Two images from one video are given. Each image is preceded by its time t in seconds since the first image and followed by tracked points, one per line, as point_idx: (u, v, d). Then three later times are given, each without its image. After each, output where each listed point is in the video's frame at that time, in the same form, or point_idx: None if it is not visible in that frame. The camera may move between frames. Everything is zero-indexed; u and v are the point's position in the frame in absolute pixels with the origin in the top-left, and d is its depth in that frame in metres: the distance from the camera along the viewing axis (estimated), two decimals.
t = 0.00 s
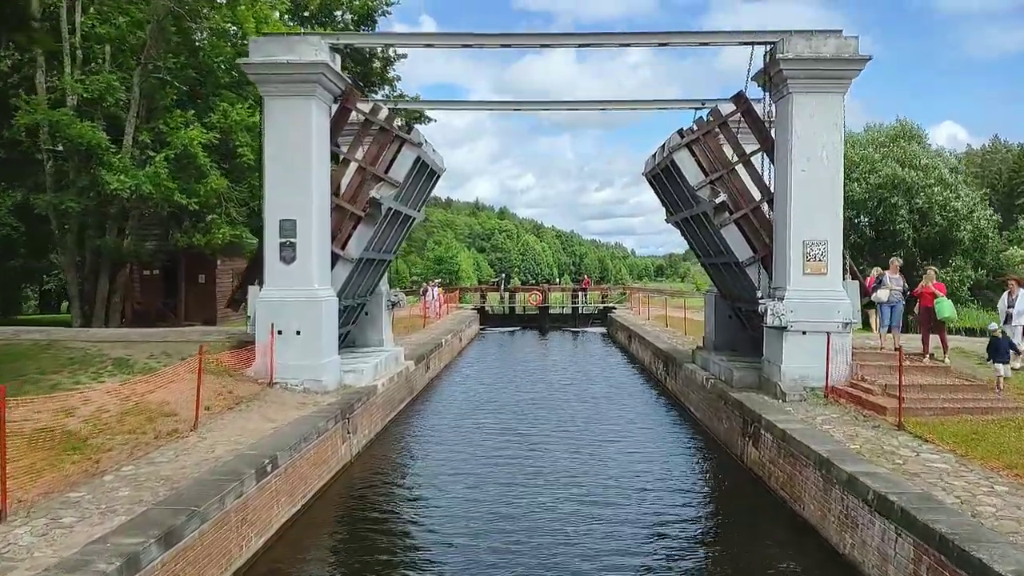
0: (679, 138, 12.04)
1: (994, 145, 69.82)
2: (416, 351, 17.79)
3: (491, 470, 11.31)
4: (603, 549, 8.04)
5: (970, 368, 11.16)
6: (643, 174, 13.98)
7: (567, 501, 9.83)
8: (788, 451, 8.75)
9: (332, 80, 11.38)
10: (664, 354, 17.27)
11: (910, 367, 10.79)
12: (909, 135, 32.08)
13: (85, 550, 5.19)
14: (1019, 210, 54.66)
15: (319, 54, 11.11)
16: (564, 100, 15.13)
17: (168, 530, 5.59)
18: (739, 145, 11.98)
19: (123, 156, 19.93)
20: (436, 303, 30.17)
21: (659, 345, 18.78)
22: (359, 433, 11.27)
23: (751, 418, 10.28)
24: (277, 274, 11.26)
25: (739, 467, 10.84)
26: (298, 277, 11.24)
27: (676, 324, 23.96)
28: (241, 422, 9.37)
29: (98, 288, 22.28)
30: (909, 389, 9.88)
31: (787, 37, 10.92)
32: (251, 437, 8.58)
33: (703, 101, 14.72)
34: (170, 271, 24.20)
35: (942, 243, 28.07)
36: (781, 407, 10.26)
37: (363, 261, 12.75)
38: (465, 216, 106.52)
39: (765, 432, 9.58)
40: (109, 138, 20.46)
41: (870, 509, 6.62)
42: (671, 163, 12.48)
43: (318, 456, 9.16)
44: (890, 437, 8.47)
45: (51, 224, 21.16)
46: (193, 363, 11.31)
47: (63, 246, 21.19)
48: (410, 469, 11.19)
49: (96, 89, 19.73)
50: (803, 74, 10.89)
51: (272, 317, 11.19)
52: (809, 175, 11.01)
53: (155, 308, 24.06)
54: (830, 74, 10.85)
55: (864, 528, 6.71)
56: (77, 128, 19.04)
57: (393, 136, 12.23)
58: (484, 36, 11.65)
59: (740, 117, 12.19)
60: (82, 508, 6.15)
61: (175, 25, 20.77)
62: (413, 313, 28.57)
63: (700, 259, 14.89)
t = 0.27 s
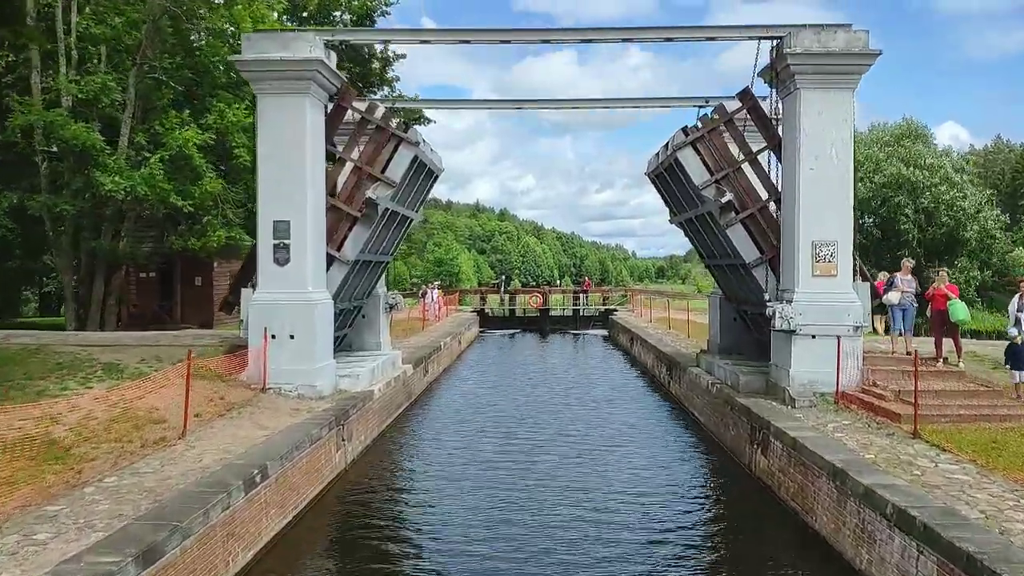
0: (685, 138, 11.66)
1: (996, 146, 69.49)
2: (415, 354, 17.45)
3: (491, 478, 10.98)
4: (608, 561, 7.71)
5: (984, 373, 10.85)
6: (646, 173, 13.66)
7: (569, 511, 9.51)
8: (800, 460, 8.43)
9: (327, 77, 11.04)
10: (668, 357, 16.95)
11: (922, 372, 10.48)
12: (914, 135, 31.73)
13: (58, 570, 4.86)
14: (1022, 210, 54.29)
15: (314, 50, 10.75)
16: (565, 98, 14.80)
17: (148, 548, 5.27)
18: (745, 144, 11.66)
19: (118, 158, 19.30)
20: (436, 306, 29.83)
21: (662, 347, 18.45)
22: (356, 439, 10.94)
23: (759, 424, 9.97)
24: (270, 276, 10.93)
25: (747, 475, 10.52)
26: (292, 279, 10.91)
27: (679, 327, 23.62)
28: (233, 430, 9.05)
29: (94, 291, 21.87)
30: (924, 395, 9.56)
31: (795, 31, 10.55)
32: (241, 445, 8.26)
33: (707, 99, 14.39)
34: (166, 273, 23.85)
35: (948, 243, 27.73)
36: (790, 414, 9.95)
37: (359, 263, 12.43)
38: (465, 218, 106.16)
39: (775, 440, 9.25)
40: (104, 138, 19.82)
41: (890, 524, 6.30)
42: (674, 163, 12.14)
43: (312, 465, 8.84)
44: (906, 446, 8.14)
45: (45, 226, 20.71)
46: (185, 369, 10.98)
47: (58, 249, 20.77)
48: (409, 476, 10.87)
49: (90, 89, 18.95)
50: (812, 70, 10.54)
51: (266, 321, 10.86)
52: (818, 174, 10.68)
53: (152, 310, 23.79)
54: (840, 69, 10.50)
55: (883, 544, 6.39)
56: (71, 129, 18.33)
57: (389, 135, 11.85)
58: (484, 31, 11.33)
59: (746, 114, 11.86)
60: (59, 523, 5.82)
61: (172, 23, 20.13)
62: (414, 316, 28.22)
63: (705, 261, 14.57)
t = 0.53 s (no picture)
0: (688, 136, 11.33)
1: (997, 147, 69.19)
2: (414, 359, 17.12)
3: (491, 487, 10.66)
4: None
5: (999, 378, 10.53)
6: (650, 174, 13.33)
7: (572, 522, 9.19)
8: (812, 470, 8.11)
9: (321, 75, 10.72)
10: (672, 362, 16.62)
11: (936, 377, 10.16)
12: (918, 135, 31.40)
13: None
14: None
15: (308, 47, 10.42)
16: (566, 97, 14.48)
17: (126, 569, 4.96)
18: (751, 143, 11.32)
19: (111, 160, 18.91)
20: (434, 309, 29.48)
21: (665, 351, 18.12)
22: (352, 448, 10.62)
23: (767, 431, 9.65)
24: (263, 280, 10.60)
25: (755, 484, 10.20)
26: (285, 283, 10.58)
27: (682, 330, 23.30)
28: (223, 439, 8.73)
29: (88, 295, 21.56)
30: (939, 402, 9.25)
31: (802, 26, 10.22)
32: (230, 456, 7.94)
33: (711, 98, 14.07)
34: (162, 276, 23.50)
35: (952, 245, 27.41)
36: (800, 421, 9.63)
37: (355, 266, 12.10)
38: (465, 220, 105.85)
39: (784, 449, 8.94)
40: (97, 140, 19.38)
41: (910, 540, 5.99)
42: (677, 163, 11.81)
43: (305, 476, 8.53)
44: (922, 456, 7.82)
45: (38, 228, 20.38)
46: (175, 375, 10.64)
47: (51, 252, 20.44)
48: (406, 485, 10.56)
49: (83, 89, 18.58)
50: (820, 67, 10.21)
51: (258, 325, 10.53)
52: (827, 174, 10.34)
53: (147, 314, 23.45)
54: (849, 66, 10.18)
55: (903, 561, 6.08)
56: (64, 130, 17.93)
57: (385, 134, 11.53)
58: (483, 27, 11.03)
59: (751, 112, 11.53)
60: (34, 542, 5.51)
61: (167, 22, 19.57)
62: (413, 319, 27.90)
63: (710, 263, 14.25)
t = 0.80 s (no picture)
0: (692, 135, 11.02)
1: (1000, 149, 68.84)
2: (412, 362, 16.80)
3: (490, 495, 10.35)
4: None
5: (1013, 384, 10.22)
6: (653, 174, 13.03)
7: (574, 533, 8.87)
8: (823, 480, 7.80)
9: (316, 71, 10.42)
10: (675, 366, 16.30)
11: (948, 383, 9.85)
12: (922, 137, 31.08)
13: None
14: None
15: (302, 42, 10.11)
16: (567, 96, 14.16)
17: None
18: (758, 142, 11.01)
19: (104, 160, 18.58)
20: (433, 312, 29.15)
21: (668, 355, 17.80)
22: (346, 456, 10.32)
23: (775, 439, 9.34)
24: (255, 282, 10.29)
25: (761, 492, 9.89)
26: (278, 286, 10.27)
27: (684, 333, 22.98)
28: (212, 447, 8.42)
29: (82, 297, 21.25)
30: (953, 408, 8.94)
31: (811, 21, 9.91)
32: (218, 466, 7.62)
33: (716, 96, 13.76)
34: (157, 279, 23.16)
35: (957, 248, 27.08)
36: (809, 429, 9.32)
37: (351, 268, 11.79)
38: (465, 222, 105.52)
39: (794, 458, 8.63)
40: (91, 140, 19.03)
41: (931, 558, 5.68)
42: (682, 164, 11.49)
43: (296, 486, 8.22)
44: (938, 466, 7.51)
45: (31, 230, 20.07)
46: (165, 381, 10.34)
47: (45, 253, 20.13)
48: (402, 494, 10.25)
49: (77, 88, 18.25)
50: (830, 63, 9.91)
51: (250, 330, 10.23)
52: (837, 173, 10.04)
53: (142, 317, 23.13)
54: (860, 62, 9.88)
55: None
56: (55, 130, 17.57)
57: (382, 133, 11.21)
58: (482, 23, 10.73)
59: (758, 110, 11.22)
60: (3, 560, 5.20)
61: (162, 22, 19.10)
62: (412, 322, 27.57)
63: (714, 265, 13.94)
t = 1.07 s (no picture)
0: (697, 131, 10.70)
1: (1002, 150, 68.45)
2: (410, 366, 16.49)
3: (488, 503, 10.04)
4: None
5: None
6: (656, 173, 12.73)
7: (575, 542, 8.56)
8: (835, 491, 7.49)
9: (309, 66, 10.11)
10: (678, 370, 15.99)
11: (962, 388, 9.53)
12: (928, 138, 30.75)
13: None
14: None
15: (295, 35, 9.77)
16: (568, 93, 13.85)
17: None
18: (765, 140, 10.69)
19: (97, 159, 18.26)
20: (433, 314, 28.82)
21: (671, 359, 17.48)
22: (341, 462, 10.00)
23: (783, 446, 9.03)
24: (246, 284, 9.99)
25: (769, 501, 9.58)
26: (270, 287, 9.97)
27: (688, 336, 22.66)
28: (200, 456, 8.11)
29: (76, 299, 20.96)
30: (969, 415, 8.62)
31: (821, 14, 9.59)
32: (205, 476, 7.31)
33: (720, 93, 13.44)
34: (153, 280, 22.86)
35: (963, 250, 26.73)
36: (819, 436, 9.00)
37: (347, 270, 11.47)
38: (466, 223, 105.23)
39: (803, 466, 8.32)
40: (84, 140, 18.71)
41: None
42: (686, 162, 11.18)
43: (287, 496, 7.91)
44: (956, 476, 7.19)
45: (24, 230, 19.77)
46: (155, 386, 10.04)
47: (38, 254, 19.83)
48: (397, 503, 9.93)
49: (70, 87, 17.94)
50: (841, 58, 9.60)
51: (242, 333, 9.92)
52: (847, 172, 9.73)
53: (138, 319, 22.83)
54: (870, 57, 9.57)
55: None
56: (47, 129, 17.23)
57: (377, 130, 10.88)
58: (481, 17, 10.41)
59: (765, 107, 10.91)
60: None
61: (157, 20, 18.86)
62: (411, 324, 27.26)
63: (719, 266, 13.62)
